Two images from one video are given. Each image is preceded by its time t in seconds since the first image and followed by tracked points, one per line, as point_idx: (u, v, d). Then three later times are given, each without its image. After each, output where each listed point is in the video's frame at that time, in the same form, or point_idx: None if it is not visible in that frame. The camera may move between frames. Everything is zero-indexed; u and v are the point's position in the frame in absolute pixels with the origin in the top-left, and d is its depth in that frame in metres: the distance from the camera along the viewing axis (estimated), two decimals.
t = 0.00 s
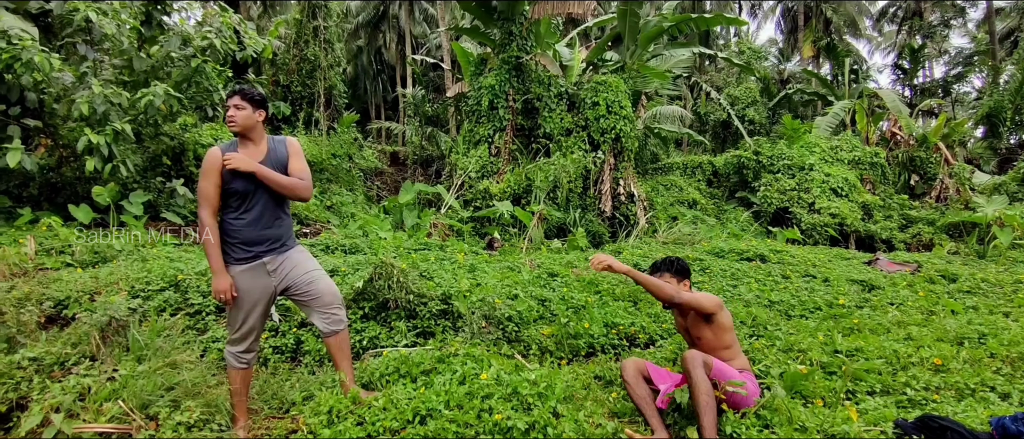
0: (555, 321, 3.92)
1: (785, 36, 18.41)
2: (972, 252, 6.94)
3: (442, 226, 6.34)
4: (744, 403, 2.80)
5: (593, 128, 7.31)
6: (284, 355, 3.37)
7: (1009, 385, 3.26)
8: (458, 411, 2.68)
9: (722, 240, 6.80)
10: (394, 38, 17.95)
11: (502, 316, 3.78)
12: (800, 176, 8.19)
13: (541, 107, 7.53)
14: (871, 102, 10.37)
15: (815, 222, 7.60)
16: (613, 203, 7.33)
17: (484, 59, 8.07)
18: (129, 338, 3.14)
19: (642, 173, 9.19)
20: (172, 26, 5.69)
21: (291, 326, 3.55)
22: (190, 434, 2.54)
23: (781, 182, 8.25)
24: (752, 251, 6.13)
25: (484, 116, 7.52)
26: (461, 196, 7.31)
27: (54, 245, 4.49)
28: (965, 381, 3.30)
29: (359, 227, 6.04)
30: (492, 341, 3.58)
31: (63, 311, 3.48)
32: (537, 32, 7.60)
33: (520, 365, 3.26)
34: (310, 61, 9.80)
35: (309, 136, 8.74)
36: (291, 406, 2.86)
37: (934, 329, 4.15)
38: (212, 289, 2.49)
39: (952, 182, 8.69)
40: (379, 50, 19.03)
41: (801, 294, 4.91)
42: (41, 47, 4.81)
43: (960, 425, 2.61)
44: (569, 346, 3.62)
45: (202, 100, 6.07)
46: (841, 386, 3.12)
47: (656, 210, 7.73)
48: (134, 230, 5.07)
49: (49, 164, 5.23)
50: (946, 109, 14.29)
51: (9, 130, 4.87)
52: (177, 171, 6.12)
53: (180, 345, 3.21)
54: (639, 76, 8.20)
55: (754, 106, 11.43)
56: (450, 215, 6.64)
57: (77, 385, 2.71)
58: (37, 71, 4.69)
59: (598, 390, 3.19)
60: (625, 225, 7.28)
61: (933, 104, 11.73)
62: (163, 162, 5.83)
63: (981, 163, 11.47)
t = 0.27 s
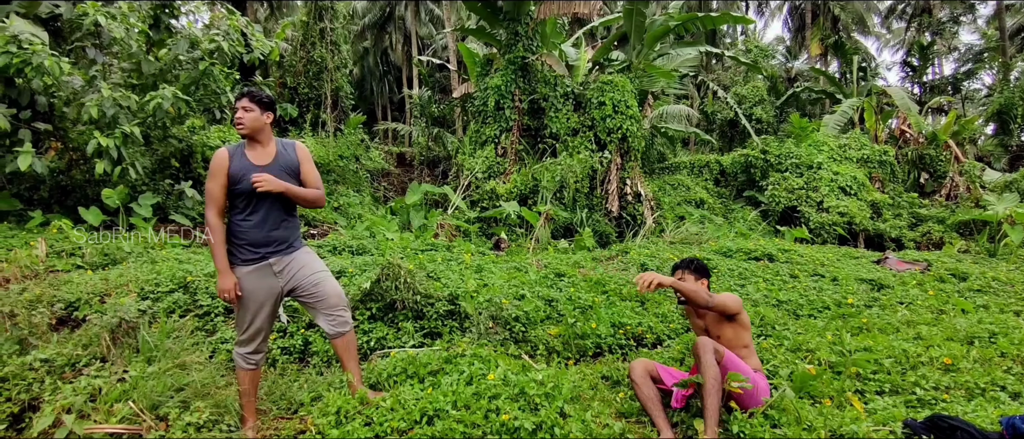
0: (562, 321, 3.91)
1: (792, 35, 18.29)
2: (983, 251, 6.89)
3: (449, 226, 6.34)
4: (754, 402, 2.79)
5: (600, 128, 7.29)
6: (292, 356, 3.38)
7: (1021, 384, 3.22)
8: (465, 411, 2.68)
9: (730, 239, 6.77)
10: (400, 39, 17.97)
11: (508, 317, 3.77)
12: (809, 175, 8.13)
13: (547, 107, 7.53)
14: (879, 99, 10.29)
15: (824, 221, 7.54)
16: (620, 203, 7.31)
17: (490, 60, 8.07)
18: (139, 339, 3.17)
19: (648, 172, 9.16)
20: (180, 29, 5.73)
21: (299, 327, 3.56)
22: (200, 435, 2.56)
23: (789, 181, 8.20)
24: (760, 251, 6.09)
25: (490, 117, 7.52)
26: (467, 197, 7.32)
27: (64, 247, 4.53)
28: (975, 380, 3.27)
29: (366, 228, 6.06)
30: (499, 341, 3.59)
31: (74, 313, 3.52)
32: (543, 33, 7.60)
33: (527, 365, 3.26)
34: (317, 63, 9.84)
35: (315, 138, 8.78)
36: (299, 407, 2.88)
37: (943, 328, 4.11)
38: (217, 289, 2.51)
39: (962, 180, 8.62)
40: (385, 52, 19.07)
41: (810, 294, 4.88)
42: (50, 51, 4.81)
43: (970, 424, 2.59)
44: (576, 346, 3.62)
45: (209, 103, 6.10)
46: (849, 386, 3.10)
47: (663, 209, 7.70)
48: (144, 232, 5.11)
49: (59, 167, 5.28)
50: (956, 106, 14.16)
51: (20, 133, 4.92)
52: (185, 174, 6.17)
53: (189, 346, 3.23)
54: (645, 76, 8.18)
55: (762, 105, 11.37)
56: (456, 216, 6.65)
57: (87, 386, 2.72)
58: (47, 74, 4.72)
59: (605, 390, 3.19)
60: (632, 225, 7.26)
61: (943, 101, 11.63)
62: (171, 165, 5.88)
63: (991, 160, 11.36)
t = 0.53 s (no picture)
0: (564, 322, 3.91)
1: (794, 34, 18.25)
2: (987, 250, 6.86)
3: (451, 228, 6.35)
4: (755, 403, 2.79)
5: (602, 129, 7.28)
6: (295, 358, 3.39)
7: None
8: (468, 413, 2.68)
9: (732, 240, 6.76)
10: (402, 41, 18.00)
11: (511, 318, 3.78)
12: (812, 175, 8.11)
13: (549, 108, 7.53)
14: (883, 99, 10.26)
15: (827, 221, 7.52)
16: (622, 204, 7.31)
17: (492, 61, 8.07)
18: (143, 342, 3.18)
19: (651, 173, 9.15)
20: (183, 32, 5.75)
21: (302, 329, 3.57)
22: (203, 437, 2.58)
23: (792, 181, 8.18)
24: (762, 251, 6.08)
25: (492, 118, 7.52)
26: (469, 198, 7.33)
27: (69, 250, 4.55)
28: (979, 381, 3.26)
29: (369, 230, 6.07)
30: (502, 343, 3.59)
31: (78, 316, 3.53)
32: (545, 33, 7.60)
33: (529, 367, 3.26)
34: (319, 65, 9.86)
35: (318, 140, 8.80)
36: (302, 409, 2.89)
37: (947, 329, 4.10)
38: (210, 288, 2.51)
39: (965, 179, 8.59)
40: (387, 53, 19.09)
41: (813, 294, 4.88)
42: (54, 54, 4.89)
43: (974, 426, 2.59)
44: (578, 347, 3.63)
45: (213, 106, 6.11)
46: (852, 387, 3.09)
47: (666, 210, 7.70)
48: (147, 235, 5.13)
49: (64, 170, 5.30)
50: (960, 106, 14.11)
51: (24, 137, 4.95)
52: (188, 176, 6.20)
53: (193, 349, 3.25)
54: (647, 76, 8.17)
55: (764, 105, 11.35)
56: (459, 217, 6.66)
57: (91, 389, 2.73)
58: (51, 78, 4.77)
59: (607, 391, 3.20)
60: (635, 226, 7.26)
61: (946, 100, 11.59)
62: (175, 167, 5.91)
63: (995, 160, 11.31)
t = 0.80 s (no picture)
0: (562, 323, 3.92)
1: (792, 34, 18.28)
2: (984, 250, 6.89)
3: (449, 228, 6.35)
4: (751, 403, 2.80)
5: (600, 129, 7.29)
6: (293, 358, 3.40)
7: (1020, 385, 3.22)
8: (465, 413, 2.69)
9: (730, 240, 6.77)
10: (400, 41, 18.01)
11: (509, 319, 3.78)
12: (809, 175, 8.13)
13: (547, 108, 7.54)
14: (880, 99, 10.28)
15: (824, 221, 7.54)
16: (621, 204, 7.31)
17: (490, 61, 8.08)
18: (141, 343, 3.18)
19: (649, 173, 9.16)
20: (181, 32, 5.77)
21: (300, 329, 3.57)
22: (201, 438, 2.58)
23: (789, 181, 8.20)
24: (760, 251, 6.10)
25: (490, 118, 7.53)
26: (468, 198, 7.33)
27: (67, 250, 4.55)
28: (975, 381, 3.27)
29: (367, 230, 6.07)
30: (499, 343, 3.60)
31: (76, 317, 3.53)
32: (542, 34, 7.60)
33: (527, 367, 3.27)
34: (318, 66, 9.86)
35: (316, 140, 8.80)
36: (300, 409, 2.89)
37: (943, 329, 4.12)
38: (191, 282, 2.51)
39: (963, 179, 8.62)
40: (385, 53, 19.09)
41: (810, 294, 4.89)
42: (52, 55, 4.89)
43: (970, 425, 2.60)
44: (576, 348, 3.64)
45: (211, 106, 6.11)
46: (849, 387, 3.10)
47: (664, 210, 7.71)
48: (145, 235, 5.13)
49: (61, 171, 5.30)
50: (957, 106, 14.14)
51: (22, 137, 4.95)
52: (186, 176, 6.20)
53: (191, 349, 3.25)
54: (645, 76, 8.18)
55: (762, 105, 11.37)
56: (457, 218, 6.67)
57: (89, 390, 2.73)
58: (48, 78, 4.78)
59: (605, 392, 3.21)
60: (632, 226, 7.26)
61: (944, 101, 11.61)
62: (173, 168, 5.91)
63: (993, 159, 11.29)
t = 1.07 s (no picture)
0: (557, 318, 3.92)
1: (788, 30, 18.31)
2: (977, 246, 6.92)
3: (445, 224, 6.35)
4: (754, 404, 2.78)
5: (596, 125, 7.29)
6: (288, 354, 3.39)
7: (1012, 378, 3.24)
8: (460, 408, 2.69)
9: (725, 236, 6.79)
10: (396, 36, 17.96)
11: (504, 314, 3.78)
12: (804, 171, 8.15)
13: (542, 104, 7.54)
14: (875, 95, 10.31)
15: (819, 217, 7.57)
16: (616, 200, 7.32)
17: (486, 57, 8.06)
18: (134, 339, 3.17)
19: (644, 168, 9.16)
20: (175, 27, 5.75)
21: (295, 325, 3.57)
22: (195, 433, 2.58)
23: (785, 177, 8.21)
24: (755, 247, 6.12)
25: (485, 114, 7.52)
26: (463, 194, 7.32)
27: (60, 246, 4.53)
28: (967, 374, 3.29)
29: (362, 226, 6.06)
30: (495, 338, 3.60)
31: (69, 313, 3.52)
32: (538, 29, 7.58)
33: (522, 362, 3.27)
34: (313, 61, 9.81)
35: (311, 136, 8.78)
36: (295, 404, 2.89)
37: (937, 323, 4.14)
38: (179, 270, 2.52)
39: (957, 175, 8.66)
40: (381, 48, 19.01)
41: (804, 289, 4.91)
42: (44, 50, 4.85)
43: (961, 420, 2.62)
44: (571, 343, 3.65)
45: (205, 102, 6.07)
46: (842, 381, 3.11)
47: (659, 206, 7.72)
48: (140, 231, 5.11)
49: (54, 167, 5.27)
50: (952, 102, 14.19)
51: (14, 133, 4.92)
52: (181, 172, 6.18)
53: (185, 345, 3.24)
54: (641, 73, 8.16)
55: (758, 101, 11.41)
56: (453, 213, 6.66)
57: (83, 385, 2.72)
58: (41, 73, 4.76)
59: (600, 387, 3.23)
60: (628, 222, 7.26)
61: (938, 97, 11.66)
62: (167, 163, 5.89)
63: (987, 155, 11.34)
